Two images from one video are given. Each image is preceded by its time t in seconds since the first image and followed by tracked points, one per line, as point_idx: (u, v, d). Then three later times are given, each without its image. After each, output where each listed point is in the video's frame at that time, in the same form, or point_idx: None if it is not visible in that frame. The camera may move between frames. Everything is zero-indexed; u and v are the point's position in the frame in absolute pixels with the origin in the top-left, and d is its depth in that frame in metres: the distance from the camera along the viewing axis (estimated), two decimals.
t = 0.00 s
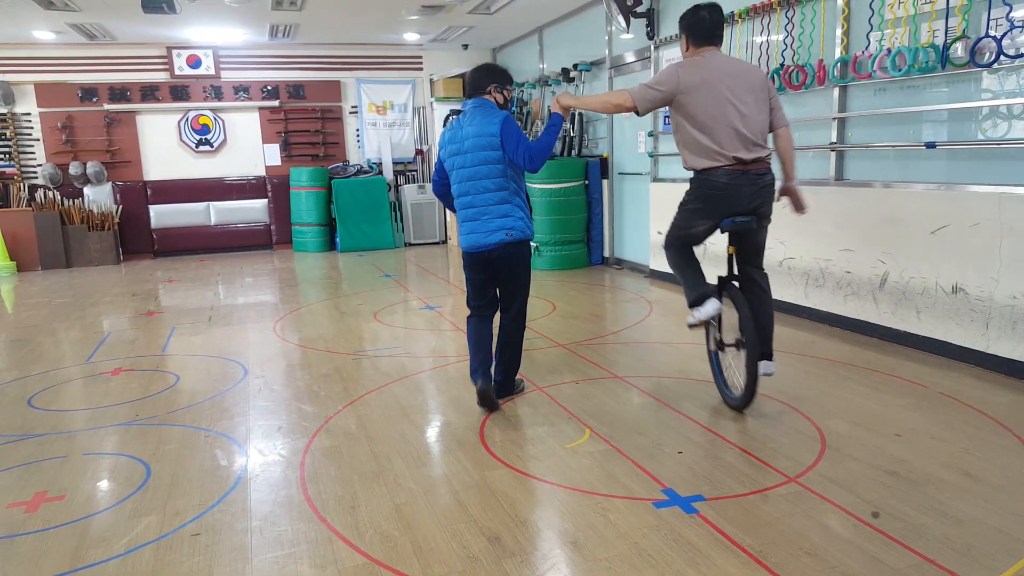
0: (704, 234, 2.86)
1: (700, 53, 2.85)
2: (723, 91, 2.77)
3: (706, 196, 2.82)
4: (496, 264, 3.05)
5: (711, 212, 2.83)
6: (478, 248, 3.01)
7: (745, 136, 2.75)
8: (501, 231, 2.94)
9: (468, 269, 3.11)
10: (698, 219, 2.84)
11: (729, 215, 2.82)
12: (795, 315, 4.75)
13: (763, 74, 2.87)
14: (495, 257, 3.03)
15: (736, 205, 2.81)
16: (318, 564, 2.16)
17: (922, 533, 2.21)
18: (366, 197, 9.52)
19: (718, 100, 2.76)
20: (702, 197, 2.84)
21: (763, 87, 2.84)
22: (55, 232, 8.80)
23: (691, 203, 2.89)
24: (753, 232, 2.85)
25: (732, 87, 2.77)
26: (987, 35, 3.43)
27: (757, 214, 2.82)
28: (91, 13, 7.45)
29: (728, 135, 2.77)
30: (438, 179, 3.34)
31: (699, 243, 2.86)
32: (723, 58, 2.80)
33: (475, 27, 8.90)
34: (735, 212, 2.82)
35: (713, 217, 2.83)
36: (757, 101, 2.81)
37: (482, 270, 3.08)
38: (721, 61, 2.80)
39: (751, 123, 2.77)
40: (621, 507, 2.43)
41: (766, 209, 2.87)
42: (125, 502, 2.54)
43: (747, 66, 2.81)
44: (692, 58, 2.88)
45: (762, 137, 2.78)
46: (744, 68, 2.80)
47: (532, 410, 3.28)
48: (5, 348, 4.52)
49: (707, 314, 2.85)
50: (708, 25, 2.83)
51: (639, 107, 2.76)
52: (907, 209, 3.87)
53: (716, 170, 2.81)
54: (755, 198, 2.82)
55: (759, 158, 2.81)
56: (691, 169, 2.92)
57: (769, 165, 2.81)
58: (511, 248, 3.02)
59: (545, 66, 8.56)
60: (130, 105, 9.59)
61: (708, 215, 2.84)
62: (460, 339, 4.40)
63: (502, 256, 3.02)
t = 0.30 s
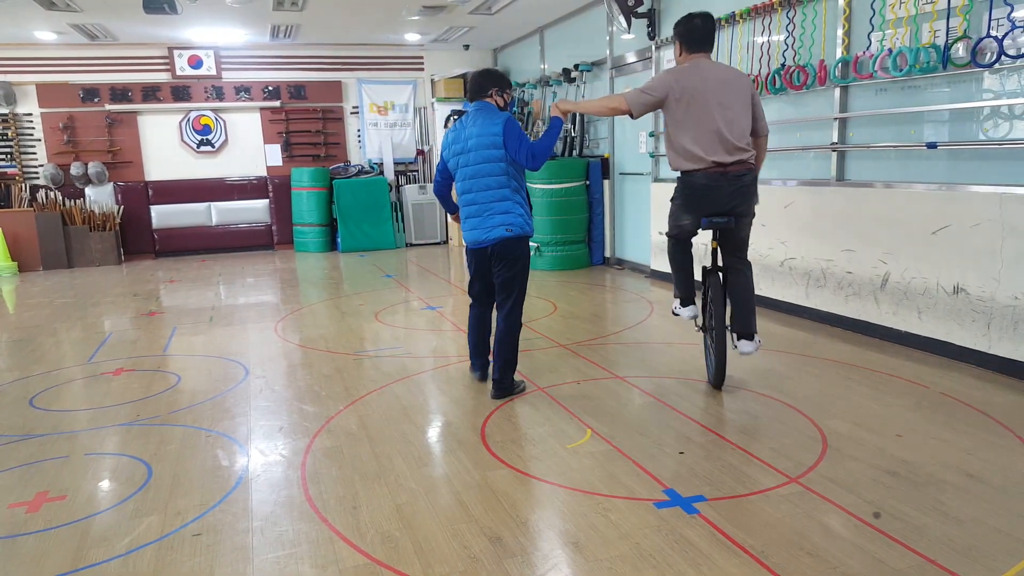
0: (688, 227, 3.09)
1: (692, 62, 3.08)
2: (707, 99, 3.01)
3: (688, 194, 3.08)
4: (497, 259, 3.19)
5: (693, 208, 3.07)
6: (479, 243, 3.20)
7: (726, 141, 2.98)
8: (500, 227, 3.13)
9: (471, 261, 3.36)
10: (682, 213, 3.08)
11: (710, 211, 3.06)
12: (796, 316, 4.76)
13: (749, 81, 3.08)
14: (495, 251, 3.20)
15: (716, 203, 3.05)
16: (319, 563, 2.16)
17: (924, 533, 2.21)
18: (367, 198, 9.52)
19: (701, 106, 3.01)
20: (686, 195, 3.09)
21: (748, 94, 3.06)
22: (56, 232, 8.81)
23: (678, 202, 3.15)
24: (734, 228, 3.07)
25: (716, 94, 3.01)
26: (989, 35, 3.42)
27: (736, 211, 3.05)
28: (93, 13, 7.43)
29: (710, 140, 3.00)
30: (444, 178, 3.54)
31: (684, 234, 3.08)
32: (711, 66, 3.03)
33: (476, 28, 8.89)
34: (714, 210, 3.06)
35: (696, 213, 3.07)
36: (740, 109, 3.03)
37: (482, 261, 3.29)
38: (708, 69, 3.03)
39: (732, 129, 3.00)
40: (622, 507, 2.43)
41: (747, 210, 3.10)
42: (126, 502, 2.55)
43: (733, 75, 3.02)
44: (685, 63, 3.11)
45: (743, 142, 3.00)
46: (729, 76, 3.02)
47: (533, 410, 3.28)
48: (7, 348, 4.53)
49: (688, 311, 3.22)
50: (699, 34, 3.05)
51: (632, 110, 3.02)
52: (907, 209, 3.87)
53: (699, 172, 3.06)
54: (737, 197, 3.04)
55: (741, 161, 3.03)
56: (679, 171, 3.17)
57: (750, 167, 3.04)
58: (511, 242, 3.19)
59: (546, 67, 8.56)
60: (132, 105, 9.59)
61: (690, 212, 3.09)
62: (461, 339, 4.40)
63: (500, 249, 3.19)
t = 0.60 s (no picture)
0: (685, 219, 3.23)
1: (685, 63, 3.24)
2: (699, 95, 3.16)
3: (683, 184, 3.21)
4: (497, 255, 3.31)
5: (688, 198, 3.20)
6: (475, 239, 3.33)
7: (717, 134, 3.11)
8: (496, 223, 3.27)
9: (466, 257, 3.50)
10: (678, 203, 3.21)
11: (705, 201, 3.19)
12: (798, 316, 4.75)
13: (739, 82, 3.24)
14: (490, 246, 3.35)
15: (709, 193, 3.19)
16: (321, 563, 2.16)
17: (926, 534, 2.21)
18: (368, 198, 9.53)
19: (694, 102, 3.16)
20: (681, 185, 3.23)
21: (738, 93, 3.22)
22: (58, 232, 8.82)
23: (674, 193, 3.28)
24: (727, 220, 3.22)
25: (708, 91, 3.16)
26: (991, 36, 3.42)
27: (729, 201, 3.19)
28: (96, 13, 7.43)
29: (702, 132, 3.14)
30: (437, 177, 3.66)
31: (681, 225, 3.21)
32: (702, 65, 3.19)
33: (478, 28, 8.88)
34: (708, 200, 3.19)
35: (691, 202, 3.19)
36: (731, 106, 3.18)
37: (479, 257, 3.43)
38: (700, 68, 3.18)
39: (723, 123, 3.14)
40: (624, 508, 2.43)
41: (739, 200, 3.23)
42: (128, 502, 2.55)
43: (724, 75, 3.18)
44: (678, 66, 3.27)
45: (735, 135, 3.15)
46: (720, 76, 3.17)
47: (535, 411, 3.28)
48: (9, 348, 4.53)
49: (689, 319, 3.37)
50: (692, 40, 3.21)
51: (630, 110, 3.16)
52: (909, 209, 3.87)
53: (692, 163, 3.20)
54: (731, 188, 3.19)
55: (734, 154, 3.17)
56: (672, 164, 3.31)
57: (741, 160, 3.18)
58: (504, 239, 3.35)
59: (547, 67, 8.56)
60: (134, 106, 9.60)
61: (686, 201, 3.22)
62: (463, 339, 4.40)
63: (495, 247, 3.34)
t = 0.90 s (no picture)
0: (690, 215, 3.27)
1: (683, 67, 3.32)
2: (699, 95, 3.24)
3: (686, 181, 3.26)
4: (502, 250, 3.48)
5: (693, 194, 3.25)
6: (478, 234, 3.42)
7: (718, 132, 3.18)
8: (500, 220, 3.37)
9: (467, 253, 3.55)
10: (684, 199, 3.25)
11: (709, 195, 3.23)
12: (807, 316, 4.72)
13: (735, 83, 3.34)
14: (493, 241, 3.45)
15: (712, 189, 3.24)
16: (327, 560, 2.17)
17: (936, 537, 2.19)
18: (375, 199, 9.57)
19: (694, 103, 3.23)
20: (684, 183, 3.27)
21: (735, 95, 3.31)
22: (69, 231, 8.91)
23: (678, 191, 3.32)
24: (730, 213, 3.27)
25: (707, 92, 3.24)
26: (1003, 34, 3.38)
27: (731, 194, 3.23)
28: (105, 13, 7.49)
29: (704, 130, 3.21)
30: (442, 174, 3.72)
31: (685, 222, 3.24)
32: (701, 67, 3.27)
33: (485, 27, 8.88)
34: (712, 194, 3.23)
35: (696, 198, 3.24)
36: (729, 105, 3.26)
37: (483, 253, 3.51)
38: (699, 70, 3.27)
39: (723, 122, 3.22)
40: (630, 509, 2.42)
41: (741, 194, 3.28)
42: (137, 498, 2.57)
43: (721, 78, 3.28)
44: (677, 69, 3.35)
45: (735, 132, 3.23)
46: (717, 77, 3.27)
47: (541, 410, 3.28)
48: (19, 346, 4.58)
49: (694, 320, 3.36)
50: (690, 44, 3.30)
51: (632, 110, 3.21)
52: (921, 209, 3.83)
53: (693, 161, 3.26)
54: (733, 183, 3.25)
55: (734, 150, 3.24)
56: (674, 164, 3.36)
57: (742, 156, 3.25)
58: (507, 234, 3.46)
59: (554, 66, 8.54)
60: (143, 106, 9.68)
61: (690, 198, 3.26)
62: (468, 339, 4.40)
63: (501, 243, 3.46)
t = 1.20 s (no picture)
0: (701, 217, 3.53)
1: (688, 74, 3.56)
2: (701, 102, 3.49)
3: (695, 185, 3.53)
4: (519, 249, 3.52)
5: (704, 197, 3.52)
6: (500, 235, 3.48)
7: (721, 135, 3.44)
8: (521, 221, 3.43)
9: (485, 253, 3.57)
10: (697, 203, 3.52)
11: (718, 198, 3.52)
12: (824, 317, 4.67)
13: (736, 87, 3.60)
14: (513, 241, 3.51)
15: (720, 190, 3.51)
16: (340, 557, 2.19)
17: (955, 542, 2.16)
18: (389, 198, 9.60)
19: (701, 109, 3.49)
20: (695, 185, 3.54)
21: (736, 98, 3.56)
22: (89, 230, 9.04)
23: (687, 194, 3.59)
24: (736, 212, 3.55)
25: (712, 97, 3.50)
26: None
27: (737, 196, 3.52)
28: (122, 15, 7.57)
29: (708, 135, 3.47)
30: (460, 177, 3.74)
31: (698, 224, 3.52)
32: (705, 74, 3.52)
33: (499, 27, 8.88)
34: (721, 197, 3.51)
35: (707, 201, 3.51)
36: (734, 108, 3.53)
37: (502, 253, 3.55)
38: (704, 77, 3.51)
39: (725, 125, 3.47)
40: (642, 510, 2.41)
41: (744, 192, 3.57)
42: (153, 494, 2.60)
43: (721, 84, 3.52)
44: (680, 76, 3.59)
45: (740, 135, 3.51)
46: (721, 83, 3.52)
47: (554, 410, 3.27)
48: (39, 343, 4.65)
49: (707, 326, 3.70)
50: (693, 53, 3.53)
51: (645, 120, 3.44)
52: (940, 208, 3.78)
53: (700, 165, 3.53)
54: (739, 182, 3.52)
55: (739, 152, 3.52)
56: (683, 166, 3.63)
57: (746, 157, 3.53)
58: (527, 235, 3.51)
59: (568, 66, 8.52)
60: (160, 106, 9.78)
61: (700, 201, 3.54)
62: (482, 338, 4.41)
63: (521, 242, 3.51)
